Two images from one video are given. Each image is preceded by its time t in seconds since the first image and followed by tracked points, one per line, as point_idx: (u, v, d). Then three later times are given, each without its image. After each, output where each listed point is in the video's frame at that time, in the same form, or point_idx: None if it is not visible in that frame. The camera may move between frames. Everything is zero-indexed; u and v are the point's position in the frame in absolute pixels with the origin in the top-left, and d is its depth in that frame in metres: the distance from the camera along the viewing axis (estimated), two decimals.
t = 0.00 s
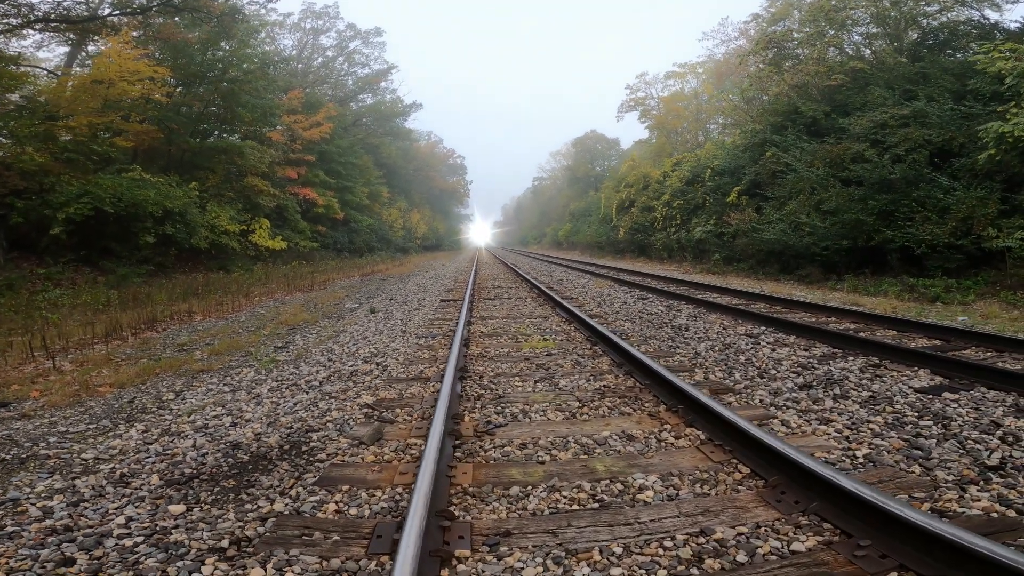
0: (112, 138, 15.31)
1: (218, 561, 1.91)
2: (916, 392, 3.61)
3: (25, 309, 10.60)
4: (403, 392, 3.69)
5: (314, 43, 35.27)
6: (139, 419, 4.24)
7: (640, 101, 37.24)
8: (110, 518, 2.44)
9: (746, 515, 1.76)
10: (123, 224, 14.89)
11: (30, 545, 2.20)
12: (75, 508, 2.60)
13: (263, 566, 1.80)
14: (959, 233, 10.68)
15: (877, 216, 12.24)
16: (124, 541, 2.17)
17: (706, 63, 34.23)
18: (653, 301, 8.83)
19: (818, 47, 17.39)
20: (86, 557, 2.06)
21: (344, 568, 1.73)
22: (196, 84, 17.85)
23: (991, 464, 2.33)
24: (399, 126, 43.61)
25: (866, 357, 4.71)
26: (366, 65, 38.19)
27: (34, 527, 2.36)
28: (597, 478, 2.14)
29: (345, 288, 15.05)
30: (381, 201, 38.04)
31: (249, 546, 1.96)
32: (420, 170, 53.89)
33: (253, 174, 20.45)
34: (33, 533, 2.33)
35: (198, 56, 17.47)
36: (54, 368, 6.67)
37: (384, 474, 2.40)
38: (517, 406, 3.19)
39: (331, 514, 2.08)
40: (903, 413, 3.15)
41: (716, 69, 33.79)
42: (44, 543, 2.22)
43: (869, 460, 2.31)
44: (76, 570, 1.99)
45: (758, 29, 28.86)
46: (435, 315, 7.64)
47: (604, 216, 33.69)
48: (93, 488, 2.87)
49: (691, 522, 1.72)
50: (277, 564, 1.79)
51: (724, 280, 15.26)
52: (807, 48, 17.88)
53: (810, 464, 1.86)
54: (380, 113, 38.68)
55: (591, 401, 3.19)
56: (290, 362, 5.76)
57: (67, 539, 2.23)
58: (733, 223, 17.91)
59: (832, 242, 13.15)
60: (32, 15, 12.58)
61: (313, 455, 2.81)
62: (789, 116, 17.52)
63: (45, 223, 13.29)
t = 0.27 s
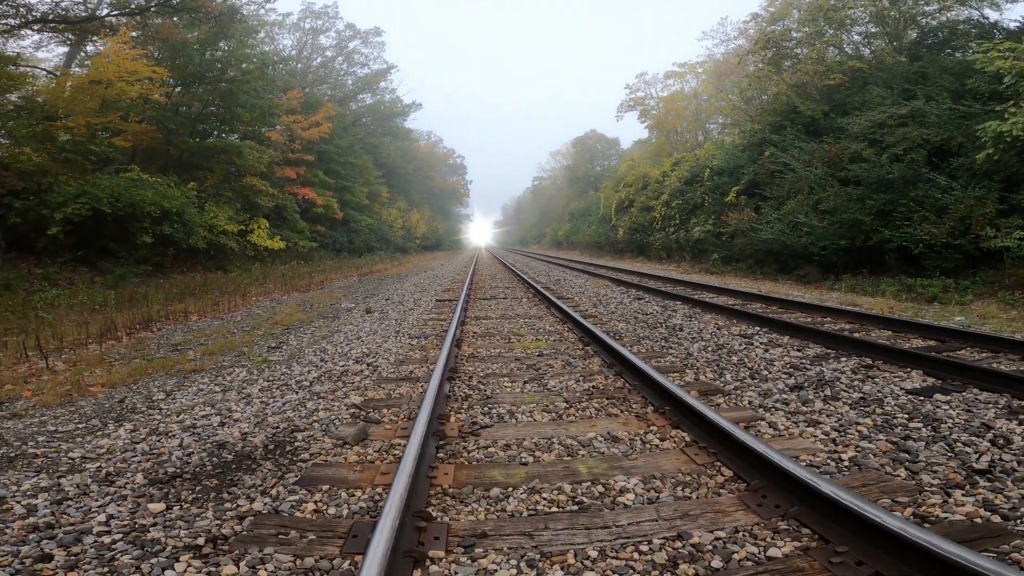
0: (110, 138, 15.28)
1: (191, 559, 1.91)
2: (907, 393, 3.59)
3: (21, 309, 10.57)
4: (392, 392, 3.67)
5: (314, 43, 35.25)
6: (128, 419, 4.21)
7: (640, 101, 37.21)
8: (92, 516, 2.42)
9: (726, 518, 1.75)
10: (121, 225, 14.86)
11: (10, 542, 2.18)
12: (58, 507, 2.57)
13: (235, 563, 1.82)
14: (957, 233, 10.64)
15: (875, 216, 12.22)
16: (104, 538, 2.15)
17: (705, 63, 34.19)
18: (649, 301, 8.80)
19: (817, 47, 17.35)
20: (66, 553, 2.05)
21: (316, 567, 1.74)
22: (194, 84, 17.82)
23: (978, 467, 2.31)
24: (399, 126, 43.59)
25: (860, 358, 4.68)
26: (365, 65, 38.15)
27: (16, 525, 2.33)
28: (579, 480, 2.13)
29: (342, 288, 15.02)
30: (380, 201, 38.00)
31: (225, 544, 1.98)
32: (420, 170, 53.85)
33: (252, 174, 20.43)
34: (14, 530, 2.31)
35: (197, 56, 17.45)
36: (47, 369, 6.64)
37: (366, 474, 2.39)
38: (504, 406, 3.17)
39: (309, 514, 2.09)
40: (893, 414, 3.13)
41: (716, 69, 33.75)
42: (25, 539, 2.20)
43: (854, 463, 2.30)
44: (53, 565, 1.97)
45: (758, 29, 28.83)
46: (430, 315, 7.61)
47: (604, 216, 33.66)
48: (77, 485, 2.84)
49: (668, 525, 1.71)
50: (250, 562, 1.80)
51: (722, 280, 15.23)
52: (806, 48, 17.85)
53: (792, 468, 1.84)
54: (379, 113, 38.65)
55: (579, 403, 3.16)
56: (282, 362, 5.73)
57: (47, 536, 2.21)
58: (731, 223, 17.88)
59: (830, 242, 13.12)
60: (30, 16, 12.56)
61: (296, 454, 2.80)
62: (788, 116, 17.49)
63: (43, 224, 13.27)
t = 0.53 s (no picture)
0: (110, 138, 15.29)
1: (172, 551, 1.93)
2: (898, 394, 3.58)
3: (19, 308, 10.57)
4: (383, 391, 3.67)
5: (314, 43, 35.25)
6: (121, 417, 4.21)
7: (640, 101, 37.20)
8: (79, 510, 2.42)
9: (706, 518, 1.75)
10: (121, 224, 14.86)
11: None
12: (47, 502, 2.57)
13: (215, 557, 1.84)
14: (955, 233, 10.62)
15: (874, 216, 12.20)
16: (89, 532, 2.15)
17: (706, 63, 34.18)
18: (645, 301, 8.80)
19: (816, 46, 17.33)
20: (50, 547, 2.05)
21: (295, 561, 1.76)
22: (194, 84, 17.83)
23: (965, 468, 2.30)
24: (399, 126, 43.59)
25: (853, 358, 4.67)
26: (366, 65, 38.15)
27: (4, 519, 2.33)
28: (562, 479, 2.12)
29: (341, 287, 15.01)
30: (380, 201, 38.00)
31: (206, 538, 1.98)
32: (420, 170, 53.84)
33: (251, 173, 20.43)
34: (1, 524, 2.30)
35: (197, 56, 17.45)
36: (44, 367, 6.64)
37: (351, 470, 2.40)
38: (494, 405, 3.16)
39: (291, 510, 2.09)
40: (882, 415, 3.12)
41: (716, 69, 33.75)
42: (12, 534, 2.20)
43: (839, 464, 2.30)
44: (36, 557, 1.97)
45: (758, 28, 28.82)
46: (425, 314, 7.60)
47: (604, 216, 33.65)
48: (67, 481, 2.84)
49: (647, 525, 1.71)
50: (229, 555, 1.82)
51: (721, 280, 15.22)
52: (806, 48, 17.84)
53: (773, 468, 1.84)
54: (380, 113, 38.65)
55: (568, 402, 3.16)
56: (277, 361, 5.73)
57: (34, 530, 2.21)
58: (730, 223, 17.87)
59: (829, 242, 13.11)
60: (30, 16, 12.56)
61: (284, 451, 2.80)
62: (787, 116, 17.48)
63: (43, 223, 13.28)
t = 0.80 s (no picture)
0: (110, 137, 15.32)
1: (156, 543, 1.98)
2: (888, 393, 3.58)
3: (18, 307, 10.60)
4: (374, 389, 3.69)
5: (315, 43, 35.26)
6: (116, 414, 4.23)
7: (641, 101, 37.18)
8: (70, 504, 2.44)
9: (683, 515, 1.77)
10: (120, 224, 14.88)
11: None
12: (39, 496, 2.59)
13: (197, 548, 1.90)
14: (953, 233, 10.61)
15: (871, 215, 12.21)
16: (77, 525, 2.18)
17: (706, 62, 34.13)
18: (642, 300, 8.80)
19: (815, 45, 17.30)
20: (39, 539, 2.08)
21: (275, 552, 1.82)
22: (194, 84, 17.84)
23: (947, 468, 2.31)
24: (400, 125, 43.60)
25: (845, 357, 4.67)
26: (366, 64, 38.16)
27: None
28: (544, 476, 2.14)
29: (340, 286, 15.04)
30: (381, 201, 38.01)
31: (190, 530, 2.04)
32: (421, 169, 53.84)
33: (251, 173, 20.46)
34: None
35: (197, 56, 17.47)
36: (41, 366, 6.67)
37: (336, 465, 2.43)
38: (482, 403, 3.17)
39: (275, 503, 2.14)
40: (869, 414, 3.13)
41: (716, 68, 33.72)
42: (3, 526, 2.22)
43: (820, 463, 2.31)
44: (25, 548, 2.00)
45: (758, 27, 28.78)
46: (422, 313, 7.61)
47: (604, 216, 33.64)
48: (58, 476, 2.86)
49: (623, 521, 1.74)
50: (210, 546, 1.88)
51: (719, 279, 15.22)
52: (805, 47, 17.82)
53: (750, 467, 1.85)
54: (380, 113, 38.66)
55: (556, 400, 3.18)
56: (272, 360, 5.74)
57: (24, 522, 2.23)
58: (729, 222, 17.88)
59: (827, 241, 13.11)
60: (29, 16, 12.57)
61: (272, 447, 2.83)
62: (786, 115, 17.47)
63: (43, 222, 13.31)
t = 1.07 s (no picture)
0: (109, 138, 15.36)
1: (141, 535, 2.02)
2: (870, 395, 3.62)
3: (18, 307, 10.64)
4: (363, 389, 3.73)
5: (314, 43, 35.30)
6: (111, 413, 4.27)
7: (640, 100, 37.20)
8: (60, 499, 2.49)
9: (654, 515, 1.81)
10: (120, 224, 14.93)
11: None
12: (32, 492, 2.64)
13: (178, 541, 1.94)
14: (948, 233, 10.63)
15: (867, 215, 12.23)
16: (66, 519, 2.22)
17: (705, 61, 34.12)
18: (636, 300, 8.83)
19: (813, 44, 17.32)
20: (28, 532, 2.12)
21: (253, 545, 1.86)
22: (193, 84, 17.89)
23: (918, 471, 2.35)
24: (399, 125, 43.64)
25: (832, 359, 4.71)
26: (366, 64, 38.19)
27: None
28: (521, 475, 2.18)
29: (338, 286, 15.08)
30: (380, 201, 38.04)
31: (173, 523, 2.08)
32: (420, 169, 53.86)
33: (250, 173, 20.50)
34: None
35: (196, 57, 17.51)
36: (39, 365, 6.71)
37: (320, 463, 2.48)
38: (468, 404, 3.21)
39: (258, 499, 2.19)
40: (850, 415, 3.17)
41: (716, 67, 33.72)
42: None
43: (795, 465, 2.35)
44: (14, 541, 2.04)
45: (757, 27, 28.78)
46: (417, 313, 7.64)
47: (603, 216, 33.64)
48: (51, 473, 2.91)
49: (594, 521, 1.78)
50: (191, 539, 1.93)
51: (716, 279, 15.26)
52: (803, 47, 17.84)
53: (719, 469, 1.89)
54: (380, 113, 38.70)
55: (541, 400, 3.22)
56: (266, 359, 5.78)
57: (15, 517, 2.27)
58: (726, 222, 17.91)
59: (823, 241, 13.14)
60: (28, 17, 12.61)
61: (259, 445, 2.87)
62: (784, 115, 17.49)
63: (43, 223, 13.36)
